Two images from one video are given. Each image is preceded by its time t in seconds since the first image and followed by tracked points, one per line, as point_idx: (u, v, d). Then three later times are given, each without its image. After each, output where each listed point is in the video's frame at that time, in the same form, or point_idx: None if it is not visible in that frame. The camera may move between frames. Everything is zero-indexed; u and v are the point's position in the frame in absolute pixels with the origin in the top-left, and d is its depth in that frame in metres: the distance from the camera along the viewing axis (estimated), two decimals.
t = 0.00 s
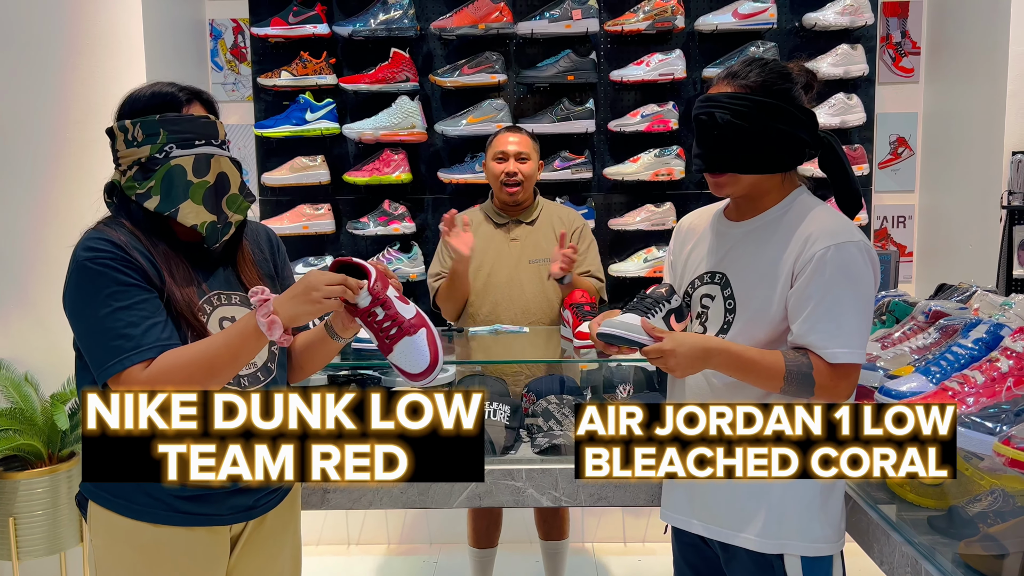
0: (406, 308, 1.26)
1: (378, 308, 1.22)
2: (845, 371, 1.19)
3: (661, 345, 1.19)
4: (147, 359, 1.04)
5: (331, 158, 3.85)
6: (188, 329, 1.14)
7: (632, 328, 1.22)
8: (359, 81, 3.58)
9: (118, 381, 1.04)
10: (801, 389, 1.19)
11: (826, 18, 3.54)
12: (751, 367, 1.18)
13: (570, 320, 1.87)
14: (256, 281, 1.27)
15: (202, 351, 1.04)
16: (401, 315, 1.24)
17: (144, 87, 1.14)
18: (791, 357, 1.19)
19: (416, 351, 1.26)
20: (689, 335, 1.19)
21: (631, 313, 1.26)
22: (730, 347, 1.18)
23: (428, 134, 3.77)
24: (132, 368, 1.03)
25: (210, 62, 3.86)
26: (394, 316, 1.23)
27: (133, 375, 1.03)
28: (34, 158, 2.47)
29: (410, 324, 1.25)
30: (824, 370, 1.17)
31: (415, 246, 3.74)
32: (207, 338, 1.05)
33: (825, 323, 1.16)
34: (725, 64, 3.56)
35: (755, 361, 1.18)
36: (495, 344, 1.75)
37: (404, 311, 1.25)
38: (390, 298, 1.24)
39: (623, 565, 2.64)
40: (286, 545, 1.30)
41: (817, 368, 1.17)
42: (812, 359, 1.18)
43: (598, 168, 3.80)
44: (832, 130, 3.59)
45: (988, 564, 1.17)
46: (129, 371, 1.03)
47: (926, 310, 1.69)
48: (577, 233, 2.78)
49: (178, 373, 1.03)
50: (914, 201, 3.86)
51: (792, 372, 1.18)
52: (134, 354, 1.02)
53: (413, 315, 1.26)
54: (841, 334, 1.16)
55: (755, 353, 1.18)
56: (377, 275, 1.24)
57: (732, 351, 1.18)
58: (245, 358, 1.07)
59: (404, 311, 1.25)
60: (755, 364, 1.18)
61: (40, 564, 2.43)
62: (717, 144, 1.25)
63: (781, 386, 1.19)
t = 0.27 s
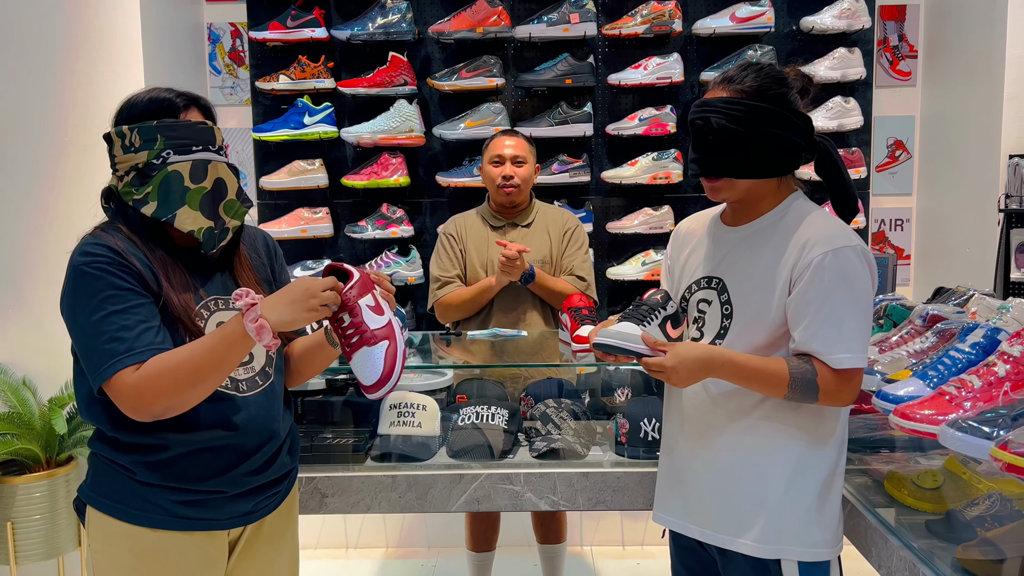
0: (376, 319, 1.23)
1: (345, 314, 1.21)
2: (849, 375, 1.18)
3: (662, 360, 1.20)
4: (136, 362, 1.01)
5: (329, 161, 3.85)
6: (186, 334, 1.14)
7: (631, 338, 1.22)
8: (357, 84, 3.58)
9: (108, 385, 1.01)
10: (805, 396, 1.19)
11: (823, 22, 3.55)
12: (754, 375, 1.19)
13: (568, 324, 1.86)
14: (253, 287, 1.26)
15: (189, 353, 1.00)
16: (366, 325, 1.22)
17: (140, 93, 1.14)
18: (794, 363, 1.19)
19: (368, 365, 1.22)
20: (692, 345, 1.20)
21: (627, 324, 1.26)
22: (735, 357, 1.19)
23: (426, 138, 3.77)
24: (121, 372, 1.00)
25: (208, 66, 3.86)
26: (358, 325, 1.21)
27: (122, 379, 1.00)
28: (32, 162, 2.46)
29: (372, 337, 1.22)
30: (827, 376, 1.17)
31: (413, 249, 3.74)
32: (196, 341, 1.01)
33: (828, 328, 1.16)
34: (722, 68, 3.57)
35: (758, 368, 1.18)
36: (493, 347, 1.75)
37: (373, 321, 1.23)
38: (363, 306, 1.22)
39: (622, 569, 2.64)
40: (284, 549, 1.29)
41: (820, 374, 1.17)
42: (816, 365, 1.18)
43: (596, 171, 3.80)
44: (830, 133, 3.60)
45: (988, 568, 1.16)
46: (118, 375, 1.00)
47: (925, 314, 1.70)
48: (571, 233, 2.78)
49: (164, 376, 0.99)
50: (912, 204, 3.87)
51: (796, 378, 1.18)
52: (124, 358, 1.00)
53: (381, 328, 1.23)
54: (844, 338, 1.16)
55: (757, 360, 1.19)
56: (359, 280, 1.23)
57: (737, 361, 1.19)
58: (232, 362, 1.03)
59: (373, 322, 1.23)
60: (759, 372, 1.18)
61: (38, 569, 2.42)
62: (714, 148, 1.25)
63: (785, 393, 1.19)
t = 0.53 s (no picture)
0: (366, 323, 1.24)
1: (336, 317, 1.21)
2: (847, 376, 1.18)
3: (661, 362, 1.19)
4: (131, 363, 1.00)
5: (327, 163, 3.85)
6: (183, 336, 1.14)
7: (630, 340, 1.22)
8: (355, 86, 3.58)
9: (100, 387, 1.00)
10: (804, 397, 1.19)
11: (821, 24, 3.56)
12: (752, 377, 1.19)
13: (566, 325, 1.86)
14: (251, 289, 1.27)
15: (184, 354, 1.00)
16: (356, 329, 1.22)
17: (137, 95, 1.15)
18: (792, 365, 1.19)
19: (355, 369, 1.22)
20: (691, 347, 1.20)
21: (624, 326, 1.26)
22: (733, 359, 1.19)
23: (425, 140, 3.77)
24: (114, 374, 0.99)
25: (207, 68, 3.87)
26: (348, 328, 1.22)
27: (115, 380, 0.99)
28: (31, 164, 2.46)
29: (360, 340, 1.22)
30: (825, 378, 1.18)
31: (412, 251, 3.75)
32: (190, 342, 1.01)
33: (826, 330, 1.16)
34: (720, 70, 3.57)
35: (757, 370, 1.19)
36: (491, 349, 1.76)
37: (363, 325, 1.23)
38: (353, 309, 1.23)
39: (620, 570, 2.64)
40: (283, 552, 1.29)
41: (818, 376, 1.18)
42: (814, 367, 1.18)
43: (594, 173, 3.81)
44: (828, 134, 3.60)
45: (985, 569, 1.16)
46: (111, 376, 0.99)
47: (921, 315, 1.70)
48: (568, 235, 2.78)
49: (158, 377, 0.99)
50: (910, 206, 3.87)
51: (794, 380, 1.18)
52: (118, 359, 0.99)
53: (371, 332, 1.24)
54: (841, 339, 1.16)
55: (755, 362, 1.19)
56: (351, 284, 1.24)
57: (736, 363, 1.19)
58: (227, 362, 1.03)
59: (363, 326, 1.23)
60: (758, 374, 1.19)
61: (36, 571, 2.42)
62: (711, 150, 1.25)
63: (784, 395, 1.19)
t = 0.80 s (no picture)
0: (369, 324, 1.25)
1: (340, 317, 1.22)
2: (848, 376, 1.19)
3: (662, 365, 1.20)
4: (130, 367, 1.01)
5: (327, 165, 3.86)
6: (183, 338, 1.14)
7: (630, 343, 1.22)
8: (355, 87, 3.59)
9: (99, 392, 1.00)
10: (804, 398, 1.19)
11: (819, 25, 3.56)
12: (753, 378, 1.19)
13: (565, 326, 1.86)
14: (251, 290, 1.27)
15: (186, 359, 1.00)
16: (359, 330, 1.23)
17: (136, 97, 1.15)
18: (792, 366, 1.19)
19: (356, 371, 1.23)
20: (691, 348, 1.21)
21: (624, 328, 1.27)
22: (734, 360, 1.19)
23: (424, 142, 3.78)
24: (115, 378, 1.00)
25: (206, 70, 3.87)
26: (352, 329, 1.22)
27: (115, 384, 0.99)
28: (30, 165, 2.47)
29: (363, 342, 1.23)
30: (825, 379, 1.18)
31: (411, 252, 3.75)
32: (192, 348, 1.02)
33: (826, 331, 1.17)
34: (719, 72, 3.58)
35: (757, 372, 1.19)
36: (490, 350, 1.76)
37: (366, 326, 1.24)
38: (356, 310, 1.23)
39: (619, 571, 2.64)
40: (283, 552, 1.29)
41: (818, 377, 1.18)
42: (813, 368, 1.18)
43: (593, 175, 3.81)
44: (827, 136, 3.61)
45: (983, 570, 1.17)
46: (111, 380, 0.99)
47: (920, 316, 1.70)
48: (568, 236, 2.78)
49: (159, 382, 0.99)
50: (909, 207, 3.88)
51: (793, 381, 1.19)
52: (118, 363, 0.99)
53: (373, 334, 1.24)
54: (841, 340, 1.17)
55: (755, 363, 1.19)
56: (355, 285, 1.25)
57: (736, 364, 1.19)
58: (228, 369, 1.03)
59: (366, 328, 1.24)
60: (758, 375, 1.19)
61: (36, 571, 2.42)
62: (709, 151, 1.25)
63: (784, 396, 1.19)
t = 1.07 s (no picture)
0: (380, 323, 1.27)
1: (351, 315, 1.23)
2: (849, 376, 1.19)
3: (663, 364, 1.20)
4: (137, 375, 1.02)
5: (327, 166, 3.86)
6: (184, 339, 1.14)
7: (630, 342, 1.23)
8: (355, 88, 3.59)
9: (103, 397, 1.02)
10: (804, 398, 1.19)
11: (819, 26, 3.57)
12: (753, 378, 1.20)
13: (564, 327, 1.87)
14: (251, 291, 1.27)
15: (196, 374, 1.02)
16: (371, 329, 1.24)
17: (137, 98, 1.15)
18: (792, 366, 1.19)
19: (367, 369, 1.25)
20: (692, 348, 1.21)
21: (625, 329, 1.26)
22: (734, 360, 1.19)
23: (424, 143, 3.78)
24: (121, 385, 1.01)
25: (206, 71, 3.87)
26: (363, 327, 1.24)
27: (122, 392, 1.01)
28: (30, 166, 2.47)
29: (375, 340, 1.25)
30: (826, 379, 1.18)
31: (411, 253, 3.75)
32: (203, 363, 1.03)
33: (826, 331, 1.17)
34: (719, 72, 3.58)
35: (757, 372, 1.19)
36: (490, 351, 1.76)
37: (378, 325, 1.26)
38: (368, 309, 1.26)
39: (619, 572, 2.64)
40: (283, 553, 1.29)
41: (819, 377, 1.18)
42: (814, 368, 1.19)
43: (593, 176, 3.82)
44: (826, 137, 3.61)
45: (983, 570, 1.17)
46: (118, 387, 1.01)
47: (920, 317, 1.71)
48: (567, 238, 2.78)
49: (167, 394, 1.01)
50: (909, 208, 3.88)
51: (793, 381, 1.19)
52: (118, 371, 1.00)
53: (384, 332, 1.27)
54: (841, 340, 1.17)
55: (755, 363, 1.20)
56: (364, 285, 1.26)
57: (736, 364, 1.19)
58: (235, 387, 1.05)
59: (378, 326, 1.26)
60: (758, 376, 1.19)
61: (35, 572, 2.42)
62: (709, 152, 1.26)
63: (784, 396, 1.20)
